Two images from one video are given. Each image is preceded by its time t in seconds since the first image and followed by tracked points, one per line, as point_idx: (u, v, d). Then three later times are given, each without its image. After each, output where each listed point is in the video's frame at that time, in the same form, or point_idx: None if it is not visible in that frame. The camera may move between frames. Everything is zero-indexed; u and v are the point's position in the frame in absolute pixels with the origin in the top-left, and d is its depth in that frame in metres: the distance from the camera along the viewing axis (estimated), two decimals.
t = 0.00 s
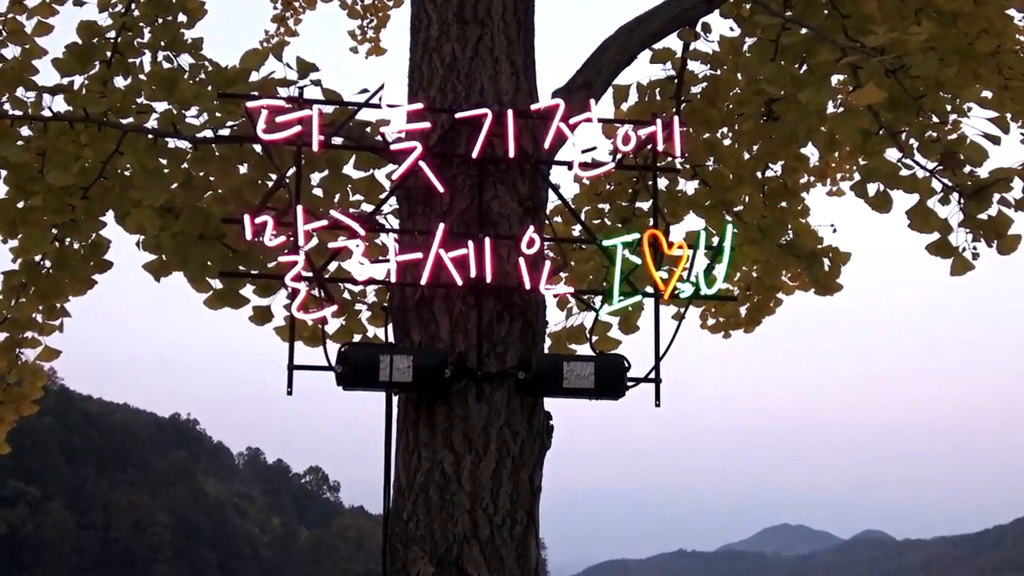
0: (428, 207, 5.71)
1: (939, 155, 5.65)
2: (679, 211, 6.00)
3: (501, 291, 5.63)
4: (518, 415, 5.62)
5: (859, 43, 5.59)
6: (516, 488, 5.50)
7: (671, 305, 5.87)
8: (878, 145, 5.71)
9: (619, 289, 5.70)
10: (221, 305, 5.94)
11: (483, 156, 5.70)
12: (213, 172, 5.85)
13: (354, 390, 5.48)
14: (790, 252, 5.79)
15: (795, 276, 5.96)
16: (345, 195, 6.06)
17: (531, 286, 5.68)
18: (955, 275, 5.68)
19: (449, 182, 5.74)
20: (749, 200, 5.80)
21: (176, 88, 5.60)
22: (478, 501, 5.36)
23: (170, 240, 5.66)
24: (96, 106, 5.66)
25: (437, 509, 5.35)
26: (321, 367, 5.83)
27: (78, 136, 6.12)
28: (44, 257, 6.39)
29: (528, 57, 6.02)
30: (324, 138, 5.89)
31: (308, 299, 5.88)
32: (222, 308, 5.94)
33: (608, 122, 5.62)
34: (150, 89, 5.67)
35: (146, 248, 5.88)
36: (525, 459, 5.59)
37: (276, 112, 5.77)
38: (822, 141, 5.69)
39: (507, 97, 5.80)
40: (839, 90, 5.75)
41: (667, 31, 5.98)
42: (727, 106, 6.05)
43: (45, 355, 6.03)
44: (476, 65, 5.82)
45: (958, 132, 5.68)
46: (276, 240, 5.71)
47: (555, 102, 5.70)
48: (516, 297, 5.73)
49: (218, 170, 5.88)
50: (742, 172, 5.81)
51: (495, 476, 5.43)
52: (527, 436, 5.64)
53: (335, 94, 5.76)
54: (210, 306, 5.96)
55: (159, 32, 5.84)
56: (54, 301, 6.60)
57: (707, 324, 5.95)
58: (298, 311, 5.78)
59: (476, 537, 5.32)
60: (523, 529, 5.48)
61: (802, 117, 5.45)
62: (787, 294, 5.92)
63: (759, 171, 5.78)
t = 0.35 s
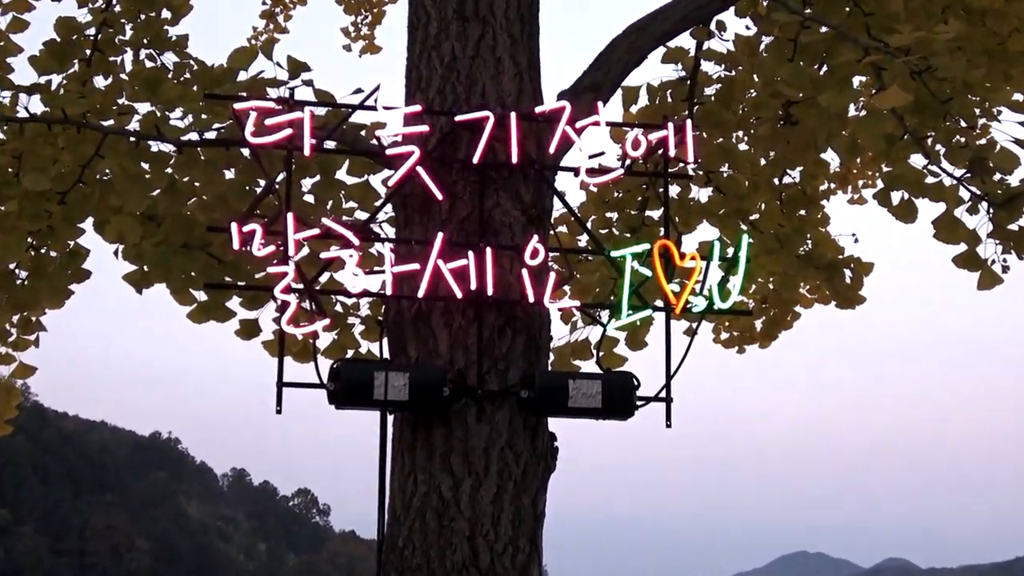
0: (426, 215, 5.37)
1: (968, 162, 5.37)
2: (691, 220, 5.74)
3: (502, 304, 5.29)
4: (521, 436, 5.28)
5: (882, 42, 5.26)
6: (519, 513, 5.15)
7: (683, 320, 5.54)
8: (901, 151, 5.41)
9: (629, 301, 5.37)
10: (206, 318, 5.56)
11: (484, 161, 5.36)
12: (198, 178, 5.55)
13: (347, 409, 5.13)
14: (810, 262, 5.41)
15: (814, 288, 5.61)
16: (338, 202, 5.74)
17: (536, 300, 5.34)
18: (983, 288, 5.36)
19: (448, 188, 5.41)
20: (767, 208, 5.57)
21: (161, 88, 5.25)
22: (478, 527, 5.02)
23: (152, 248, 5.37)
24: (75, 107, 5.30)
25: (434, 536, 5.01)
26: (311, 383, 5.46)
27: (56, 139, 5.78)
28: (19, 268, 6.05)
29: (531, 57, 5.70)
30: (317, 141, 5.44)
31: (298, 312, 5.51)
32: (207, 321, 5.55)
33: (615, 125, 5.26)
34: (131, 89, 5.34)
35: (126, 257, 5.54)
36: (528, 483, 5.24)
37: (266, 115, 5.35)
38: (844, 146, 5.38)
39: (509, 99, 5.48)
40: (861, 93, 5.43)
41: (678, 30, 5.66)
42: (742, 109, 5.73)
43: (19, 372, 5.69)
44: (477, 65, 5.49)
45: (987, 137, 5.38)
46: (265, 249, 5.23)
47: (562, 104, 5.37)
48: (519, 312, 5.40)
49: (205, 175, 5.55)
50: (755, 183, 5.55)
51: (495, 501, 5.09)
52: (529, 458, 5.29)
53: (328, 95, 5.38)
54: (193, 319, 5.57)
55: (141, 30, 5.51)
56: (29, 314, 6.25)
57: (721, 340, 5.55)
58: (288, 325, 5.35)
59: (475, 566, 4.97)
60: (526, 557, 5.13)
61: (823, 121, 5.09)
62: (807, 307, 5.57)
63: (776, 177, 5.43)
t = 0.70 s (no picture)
0: (421, 223, 5.08)
1: (993, 168, 5.13)
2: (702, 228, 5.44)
3: (502, 317, 4.96)
4: (522, 457, 4.98)
5: (904, 42, 4.97)
6: (519, 539, 4.85)
7: (694, 334, 5.25)
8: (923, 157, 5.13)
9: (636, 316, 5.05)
10: (190, 332, 5.27)
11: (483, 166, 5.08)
12: (182, 185, 5.15)
13: (338, 429, 4.82)
14: (827, 273, 5.13)
15: (832, 300, 5.30)
16: (330, 210, 5.46)
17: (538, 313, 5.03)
18: (1010, 302, 5.07)
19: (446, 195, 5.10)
20: (782, 215, 5.20)
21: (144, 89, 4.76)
22: (476, 554, 4.72)
23: (132, 258, 5.01)
24: (52, 109, 5.02)
25: (430, 563, 4.71)
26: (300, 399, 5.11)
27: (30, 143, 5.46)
28: None
29: (534, 57, 5.42)
30: (307, 146, 5.09)
31: (287, 325, 5.20)
32: (190, 335, 5.26)
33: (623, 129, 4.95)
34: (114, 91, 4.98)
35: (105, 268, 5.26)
36: (529, 507, 4.94)
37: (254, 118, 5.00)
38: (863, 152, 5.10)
39: (510, 101, 5.20)
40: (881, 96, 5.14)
41: (688, 29, 5.39)
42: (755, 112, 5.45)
43: None
44: (476, 65, 5.20)
45: (1014, 142, 5.13)
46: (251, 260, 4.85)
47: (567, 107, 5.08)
48: (521, 325, 5.08)
49: (188, 178, 5.14)
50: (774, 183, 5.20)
51: (495, 527, 4.79)
52: (531, 481, 4.99)
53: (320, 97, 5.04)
54: (177, 333, 5.30)
55: (122, 27, 5.24)
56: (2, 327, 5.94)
57: (731, 354, 5.26)
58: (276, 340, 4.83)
59: None
60: None
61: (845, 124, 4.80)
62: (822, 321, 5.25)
63: (791, 184, 5.17)
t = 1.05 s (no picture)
0: (418, 232, 4.81)
1: (1018, 173, 4.88)
2: (712, 236, 5.20)
3: (501, 330, 4.70)
4: (524, 477, 4.69)
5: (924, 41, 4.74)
6: (520, 563, 4.55)
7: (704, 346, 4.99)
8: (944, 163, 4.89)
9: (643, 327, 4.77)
10: (173, 345, 5.01)
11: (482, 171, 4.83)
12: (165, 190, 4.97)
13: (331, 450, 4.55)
14: (843, 283, 4.92)
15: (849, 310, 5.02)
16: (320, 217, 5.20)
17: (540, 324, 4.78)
18: None
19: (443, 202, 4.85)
20: (796, 221, 4.91)
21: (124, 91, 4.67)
22: None
23: (113, 267, 4.79)
24: (27, 111, 4.76)
25: None
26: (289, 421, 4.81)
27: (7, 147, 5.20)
28: None
29: (535, 57, 5.17)
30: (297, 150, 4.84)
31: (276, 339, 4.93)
32: (173, 349, 5.01)
33: (630, 133, 4.71)
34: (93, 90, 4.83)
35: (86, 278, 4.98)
36: (531, 529, 4.64)
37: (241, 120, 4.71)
38: (880, 156, 4.85)
39: (510, 103, 4.95)
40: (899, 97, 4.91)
41: (696, 28, 5.16)
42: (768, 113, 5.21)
43: None
44: (475, 65, 4.95)
45: None
46: (239, 270, 4.58)
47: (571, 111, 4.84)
48: (523, 339, 4.79)
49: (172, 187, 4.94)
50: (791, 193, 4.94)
51: (495, 550, 4.50)
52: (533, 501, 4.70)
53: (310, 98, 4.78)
54: (160, 347, 5.03)
55: (102, 25, 4.98)
56: None
57: (744, 369, 4.97)
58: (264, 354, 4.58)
59: None
60: None
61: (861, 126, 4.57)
62: (839, 332, 4.98)
63: (806, 190, 4.92)
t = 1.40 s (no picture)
0: (413, 237, 4.51)
1: None
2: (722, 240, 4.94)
3: (501, 340, 4.38)
4: (525, 493, 4.36)
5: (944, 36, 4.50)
6: None
7: (715, 357, 4.72)
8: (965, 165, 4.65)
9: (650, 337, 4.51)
10: (156, 358, 4.70)
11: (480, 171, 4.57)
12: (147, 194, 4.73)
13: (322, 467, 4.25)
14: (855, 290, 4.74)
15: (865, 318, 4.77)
16: (311, 222, 4.93)
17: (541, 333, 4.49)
18: None
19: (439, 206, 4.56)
20: (812, 225, 4.79)
21: (106, 90, 4.44)
22: None
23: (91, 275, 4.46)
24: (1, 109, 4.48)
25: None
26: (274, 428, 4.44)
27: None
28: None
29: (536, 53, 4.92)
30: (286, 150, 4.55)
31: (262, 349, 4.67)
32: (156, 361, 4.70)
33: (637, 133, 4.45)
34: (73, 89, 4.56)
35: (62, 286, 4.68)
36: (532, 545, 4.31)
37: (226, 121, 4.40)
38: (900, 157, 4.60)
39: (510, 102, 4.70)
40: (918, 94, 4.66)
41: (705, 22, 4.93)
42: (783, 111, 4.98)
43: None
44: (472, 60, 4.71)
45: None
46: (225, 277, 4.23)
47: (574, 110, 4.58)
48: (524, 348, 4.47)
49: (158, 186, 4.64)
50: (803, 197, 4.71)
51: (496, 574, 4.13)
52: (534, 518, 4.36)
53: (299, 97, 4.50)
54: (142, 359, 4.72)
55: (81, 21, 4.76)
56: None
57: (758, 380, 4.70)
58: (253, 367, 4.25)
59: None
60: None
61: (882, 125, 4.29)
62: (857, 343, 4.73)
63: (821, 192, 4.71)
